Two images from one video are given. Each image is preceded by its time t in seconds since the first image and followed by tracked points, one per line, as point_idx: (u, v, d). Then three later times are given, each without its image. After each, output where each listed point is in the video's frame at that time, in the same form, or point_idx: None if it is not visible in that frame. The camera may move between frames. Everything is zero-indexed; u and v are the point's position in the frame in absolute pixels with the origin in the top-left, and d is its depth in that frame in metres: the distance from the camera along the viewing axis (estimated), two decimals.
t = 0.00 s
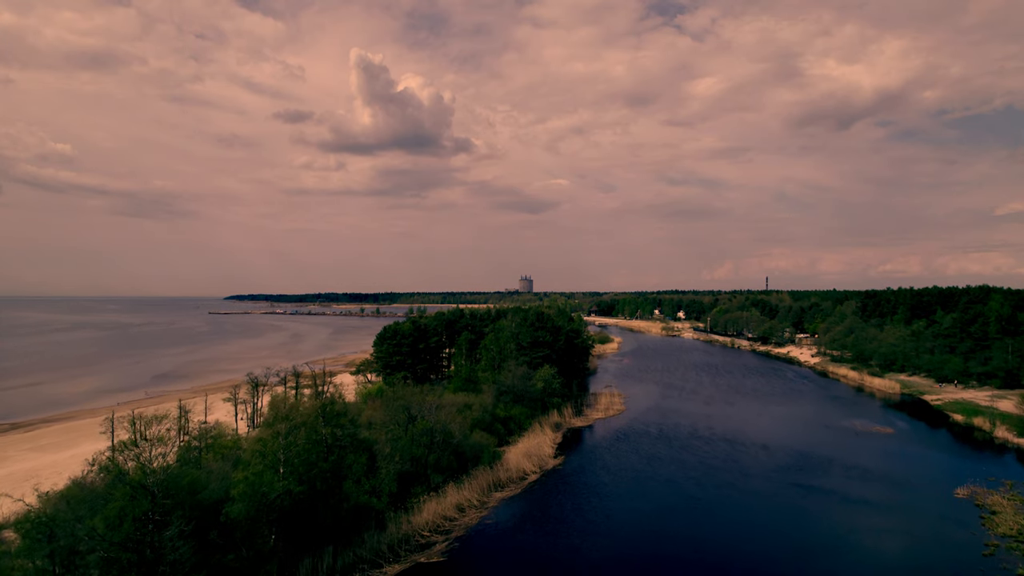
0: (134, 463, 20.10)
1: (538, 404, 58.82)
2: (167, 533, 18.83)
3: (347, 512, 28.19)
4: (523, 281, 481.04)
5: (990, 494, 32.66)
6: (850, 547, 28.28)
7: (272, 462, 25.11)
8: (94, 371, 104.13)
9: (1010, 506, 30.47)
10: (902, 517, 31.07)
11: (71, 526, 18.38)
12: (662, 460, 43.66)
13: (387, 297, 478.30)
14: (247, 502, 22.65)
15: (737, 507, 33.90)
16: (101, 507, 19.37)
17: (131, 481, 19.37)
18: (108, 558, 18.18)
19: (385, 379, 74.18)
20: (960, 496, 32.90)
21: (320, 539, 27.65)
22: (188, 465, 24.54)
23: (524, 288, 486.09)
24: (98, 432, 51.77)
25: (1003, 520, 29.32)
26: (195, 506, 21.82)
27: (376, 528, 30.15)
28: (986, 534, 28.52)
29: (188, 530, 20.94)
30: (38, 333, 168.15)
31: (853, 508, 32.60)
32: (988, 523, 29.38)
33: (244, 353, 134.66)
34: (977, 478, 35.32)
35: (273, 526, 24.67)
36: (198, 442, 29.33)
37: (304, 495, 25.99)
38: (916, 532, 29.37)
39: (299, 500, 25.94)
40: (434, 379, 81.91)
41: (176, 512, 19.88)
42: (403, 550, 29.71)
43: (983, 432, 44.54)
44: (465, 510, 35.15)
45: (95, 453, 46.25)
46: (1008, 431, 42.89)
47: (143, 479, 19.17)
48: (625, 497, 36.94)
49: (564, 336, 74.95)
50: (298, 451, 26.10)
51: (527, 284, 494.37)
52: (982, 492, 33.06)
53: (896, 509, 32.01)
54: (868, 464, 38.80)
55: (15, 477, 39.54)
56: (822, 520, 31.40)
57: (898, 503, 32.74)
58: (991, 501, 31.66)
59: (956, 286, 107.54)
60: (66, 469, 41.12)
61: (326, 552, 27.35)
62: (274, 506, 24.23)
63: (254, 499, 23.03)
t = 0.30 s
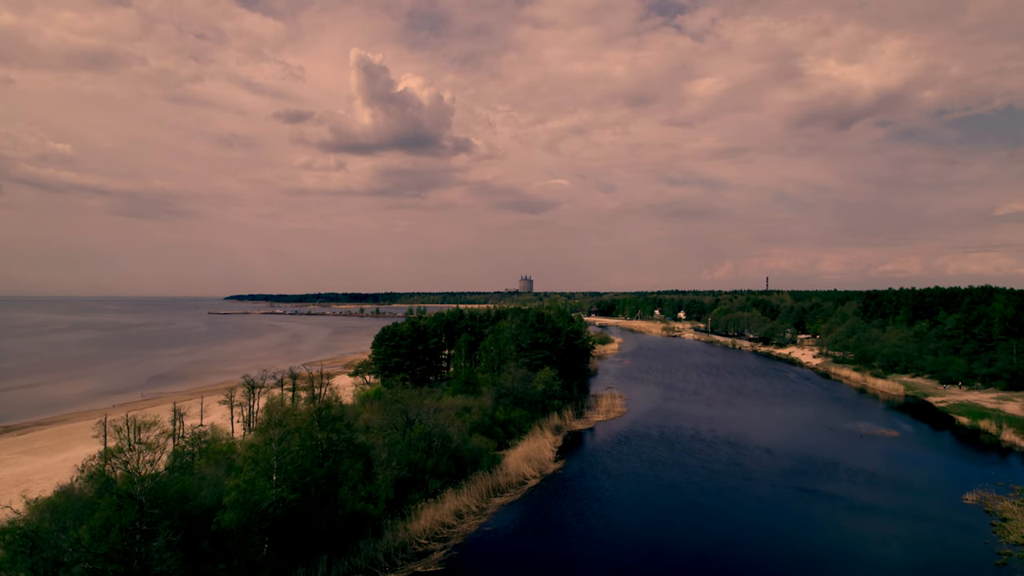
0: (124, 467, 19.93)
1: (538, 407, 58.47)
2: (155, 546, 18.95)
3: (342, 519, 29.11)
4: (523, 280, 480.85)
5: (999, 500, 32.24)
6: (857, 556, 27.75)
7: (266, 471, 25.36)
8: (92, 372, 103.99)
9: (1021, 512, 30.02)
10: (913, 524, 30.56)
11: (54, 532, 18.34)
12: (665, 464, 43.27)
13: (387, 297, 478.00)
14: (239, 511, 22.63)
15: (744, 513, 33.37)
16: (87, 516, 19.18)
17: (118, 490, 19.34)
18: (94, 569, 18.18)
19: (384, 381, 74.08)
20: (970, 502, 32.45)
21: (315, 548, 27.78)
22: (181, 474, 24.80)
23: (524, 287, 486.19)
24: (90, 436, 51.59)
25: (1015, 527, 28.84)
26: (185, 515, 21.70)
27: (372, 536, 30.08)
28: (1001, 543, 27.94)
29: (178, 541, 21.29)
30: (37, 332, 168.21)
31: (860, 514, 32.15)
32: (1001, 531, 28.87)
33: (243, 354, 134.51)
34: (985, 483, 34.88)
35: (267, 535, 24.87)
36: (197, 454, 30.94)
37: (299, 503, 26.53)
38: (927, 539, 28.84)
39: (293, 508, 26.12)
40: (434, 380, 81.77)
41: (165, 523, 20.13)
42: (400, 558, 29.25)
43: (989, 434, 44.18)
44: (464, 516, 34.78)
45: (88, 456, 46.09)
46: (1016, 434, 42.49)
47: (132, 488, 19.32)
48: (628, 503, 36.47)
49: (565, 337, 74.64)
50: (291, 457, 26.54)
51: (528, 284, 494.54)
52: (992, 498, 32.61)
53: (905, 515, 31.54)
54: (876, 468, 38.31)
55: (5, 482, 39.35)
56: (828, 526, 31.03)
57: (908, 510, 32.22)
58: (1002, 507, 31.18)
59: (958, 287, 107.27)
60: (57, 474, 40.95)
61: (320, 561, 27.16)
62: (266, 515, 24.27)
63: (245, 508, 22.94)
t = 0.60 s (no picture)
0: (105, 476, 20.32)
1: (539, 410, 58.24)
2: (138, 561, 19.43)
3: (336, 528, 29.95)
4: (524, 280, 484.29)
5: (1010, 507, 31.75)
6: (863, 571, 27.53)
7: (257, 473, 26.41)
8: (89, 373, 103.75)
9: None
10: (921, 533, 30.26)
11: (30, 544, 18.49)
12: (667, 468, 43.36)
13: (387, 297, 477.55)
14: (228, 522, 23.73)
15: (747, 523, 33.41)
16: (70, 527, 19.44)
17: (100, 501, 19.81)
18: None
19: (382, 383, 74.05)
20: (981, 509, 31.98)
21: (311, 555, 28.73)
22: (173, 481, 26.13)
23: (523, 288, 486.85)
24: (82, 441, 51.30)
25: None
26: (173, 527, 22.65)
27: (367, 546, 30.94)
28: (1015, 553, 27.56)
29: (163, 553, 21.89)
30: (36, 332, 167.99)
31: (867, 522, 31.99)
32: (1015, 541, 28.38)
33: (240, 355, 134.15)
34: (995, 488, 34.48)
35: (257, 546, 25.34)
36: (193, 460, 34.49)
37: (291, 513, 27.56)
38: (929, 550, 28.68)
39: (284, 518, 26.95)
40: (433, 382, 81.67)
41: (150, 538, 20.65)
42: (396, 568, 29.97)
43: (996, 438, 43.84)
44: (462, 524, 35.76)
45: (78, 462, 45.84)
46: None
47: (114, 500, 19.90)
48: (631, 513, 36.59)
49: (565, 339, 74.41)
50: (283, 466, 27.57)
51: (528, 284, 494.23)
52: (1003, 505, 32.17)
53: (913, 523, 31.24)
54: (883, 472, 37.98)
55: None
56: (829, 536, 31.02)
57: (917, 517, 31.82)
58: (1013, 515, 30.77)
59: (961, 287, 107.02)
60: (47, 479, 40.90)
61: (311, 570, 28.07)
62: (258, 525, 25.17)
63: (237, 518, 24.14)
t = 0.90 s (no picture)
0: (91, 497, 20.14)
1: (539, 412, 57.89)
2: None
3: (333, 541, 29.91)
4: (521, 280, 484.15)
5: (1021, 501, 31.12)
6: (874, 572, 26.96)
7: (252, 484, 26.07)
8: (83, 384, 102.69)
9: None
10: (934, 530, 29.67)
11: (12, 568, 18.39)
12: (671, 469, 43.19)
13: (384, 300, 476.17)
14: (221, 539, 24.15)
15: (753, 525, 33.03)
16: (56, 547, 19.32)
17: (86, 521, 19.43)
18: None
19: (380, 388, 73.65)
20: (991, 504, 31.43)
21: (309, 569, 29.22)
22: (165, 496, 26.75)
23: (521, 287, 486.99)
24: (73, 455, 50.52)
25: None
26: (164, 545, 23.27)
27: (364, 558, 31.24)
28: None
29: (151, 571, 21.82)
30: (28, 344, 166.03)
31: (873, 518, 31.60)
32: None
33: (237, 361, 133.27)
34: (1004, 482, 33.92)
35: (251, 561, 25.48)
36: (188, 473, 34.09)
37: (285, 527, 27.39)
38: (950, 550, 27.82)
39: (280, 533, 26.80)
40: (431, 385, 81.21)
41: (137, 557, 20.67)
42: None
43: (1002, 430, 43.51)
44: (463, 532, 35.67)
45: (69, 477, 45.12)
46: None
47: (101, 520, 19.69)
48: (636, 517, 36.23)
49: (564, 339, 73.94)
50: (277, 478, 27.19)
51: (525, 284, 493.93)
52: (1012, 498, 31.67)
53: (923, 519, 30.76)
54: (889, 468, 37.57)
55: None
56: (839, 535, 30.51)
57: (928, 513, 31.24)
58: None
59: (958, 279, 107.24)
60: (36, 496, 40.19)
61: None
62: (251, 542, 25.19)
63: (229, 536, 24.33)
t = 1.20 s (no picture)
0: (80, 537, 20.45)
1: (536, 414, 57.54)
2: None
3: (330, 558, 29.90)
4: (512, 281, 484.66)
5: None
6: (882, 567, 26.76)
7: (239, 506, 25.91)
8: (71, 404, 100.63)
9: None
10: (942, 519, 29.41)
11: None
12: (672, 467, 43.16)
13: (376, 305, 473.70)
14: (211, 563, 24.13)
15: (757, 523, 32.93)
16: None
17: (66, 554, 20.47)
18: None
19: (375, 397, 72.95)
20: (998, 490, 31.16)
21: None
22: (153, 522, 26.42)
23: (513, 288, 486.51)
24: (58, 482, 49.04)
25: None
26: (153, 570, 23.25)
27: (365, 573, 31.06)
28: None
29: None
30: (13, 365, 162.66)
31: (878, 509, 31.41)
32: None
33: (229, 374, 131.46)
34: (1008, 466, 33.73)
35: None
36: (183, 493, 34.57)
37: (279, 548, 26.68)
38: (959, 539, 27.61)
39: (274, 554, 26.24)
40: (427, 391, 80.49)
41: None
42: None
43: (1002, 412, 43.63)
44: (464, 542, 35.44)
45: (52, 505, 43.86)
46: None
47: (82, 552, 20.69)
48: (639, 519, 36.09)
49: (558, 339, 73.47)
50: (268, 498, 26.74)
51: (517, 284, 493.48)
52: (1018, 482, 31.48)
53: (930, 508, 30.52)
54: (892, 456, 37.40)
55: None
56: (844, 529, 30.35)
57: (936, 502, 30.95)
58: None
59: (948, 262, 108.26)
60: (18, 526, 39.00)
61: None
62: (243, 565, 24.96)
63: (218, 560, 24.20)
